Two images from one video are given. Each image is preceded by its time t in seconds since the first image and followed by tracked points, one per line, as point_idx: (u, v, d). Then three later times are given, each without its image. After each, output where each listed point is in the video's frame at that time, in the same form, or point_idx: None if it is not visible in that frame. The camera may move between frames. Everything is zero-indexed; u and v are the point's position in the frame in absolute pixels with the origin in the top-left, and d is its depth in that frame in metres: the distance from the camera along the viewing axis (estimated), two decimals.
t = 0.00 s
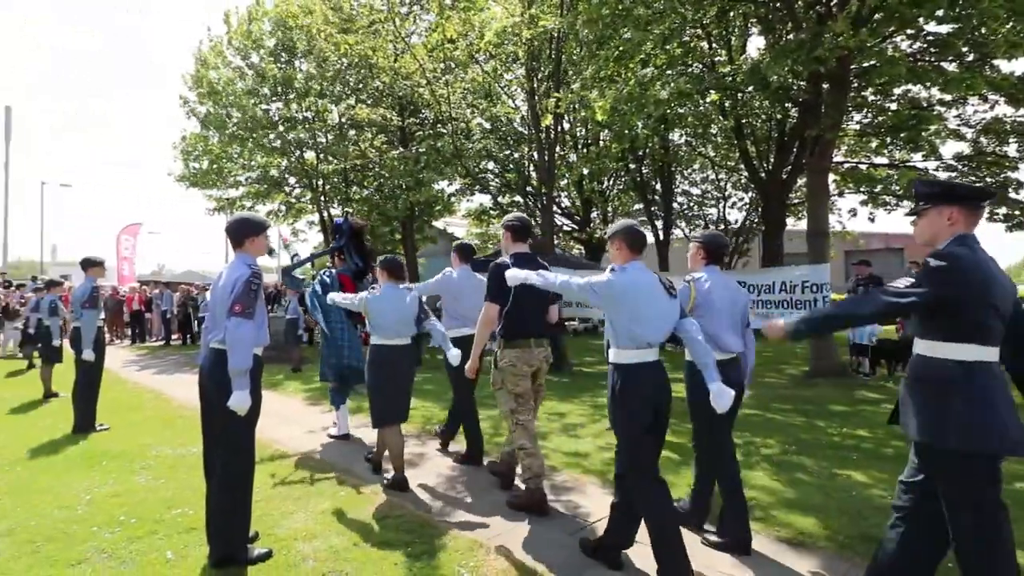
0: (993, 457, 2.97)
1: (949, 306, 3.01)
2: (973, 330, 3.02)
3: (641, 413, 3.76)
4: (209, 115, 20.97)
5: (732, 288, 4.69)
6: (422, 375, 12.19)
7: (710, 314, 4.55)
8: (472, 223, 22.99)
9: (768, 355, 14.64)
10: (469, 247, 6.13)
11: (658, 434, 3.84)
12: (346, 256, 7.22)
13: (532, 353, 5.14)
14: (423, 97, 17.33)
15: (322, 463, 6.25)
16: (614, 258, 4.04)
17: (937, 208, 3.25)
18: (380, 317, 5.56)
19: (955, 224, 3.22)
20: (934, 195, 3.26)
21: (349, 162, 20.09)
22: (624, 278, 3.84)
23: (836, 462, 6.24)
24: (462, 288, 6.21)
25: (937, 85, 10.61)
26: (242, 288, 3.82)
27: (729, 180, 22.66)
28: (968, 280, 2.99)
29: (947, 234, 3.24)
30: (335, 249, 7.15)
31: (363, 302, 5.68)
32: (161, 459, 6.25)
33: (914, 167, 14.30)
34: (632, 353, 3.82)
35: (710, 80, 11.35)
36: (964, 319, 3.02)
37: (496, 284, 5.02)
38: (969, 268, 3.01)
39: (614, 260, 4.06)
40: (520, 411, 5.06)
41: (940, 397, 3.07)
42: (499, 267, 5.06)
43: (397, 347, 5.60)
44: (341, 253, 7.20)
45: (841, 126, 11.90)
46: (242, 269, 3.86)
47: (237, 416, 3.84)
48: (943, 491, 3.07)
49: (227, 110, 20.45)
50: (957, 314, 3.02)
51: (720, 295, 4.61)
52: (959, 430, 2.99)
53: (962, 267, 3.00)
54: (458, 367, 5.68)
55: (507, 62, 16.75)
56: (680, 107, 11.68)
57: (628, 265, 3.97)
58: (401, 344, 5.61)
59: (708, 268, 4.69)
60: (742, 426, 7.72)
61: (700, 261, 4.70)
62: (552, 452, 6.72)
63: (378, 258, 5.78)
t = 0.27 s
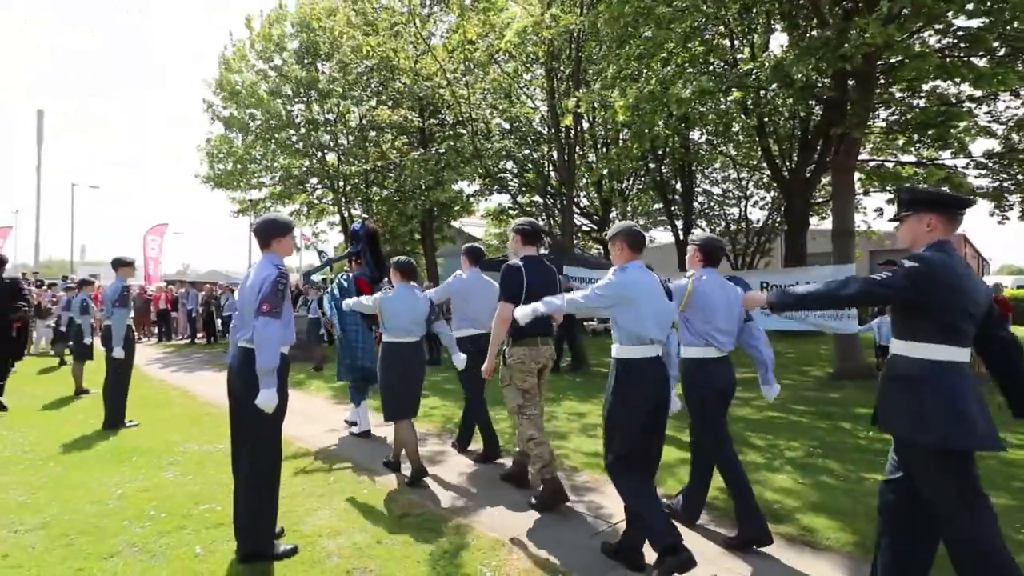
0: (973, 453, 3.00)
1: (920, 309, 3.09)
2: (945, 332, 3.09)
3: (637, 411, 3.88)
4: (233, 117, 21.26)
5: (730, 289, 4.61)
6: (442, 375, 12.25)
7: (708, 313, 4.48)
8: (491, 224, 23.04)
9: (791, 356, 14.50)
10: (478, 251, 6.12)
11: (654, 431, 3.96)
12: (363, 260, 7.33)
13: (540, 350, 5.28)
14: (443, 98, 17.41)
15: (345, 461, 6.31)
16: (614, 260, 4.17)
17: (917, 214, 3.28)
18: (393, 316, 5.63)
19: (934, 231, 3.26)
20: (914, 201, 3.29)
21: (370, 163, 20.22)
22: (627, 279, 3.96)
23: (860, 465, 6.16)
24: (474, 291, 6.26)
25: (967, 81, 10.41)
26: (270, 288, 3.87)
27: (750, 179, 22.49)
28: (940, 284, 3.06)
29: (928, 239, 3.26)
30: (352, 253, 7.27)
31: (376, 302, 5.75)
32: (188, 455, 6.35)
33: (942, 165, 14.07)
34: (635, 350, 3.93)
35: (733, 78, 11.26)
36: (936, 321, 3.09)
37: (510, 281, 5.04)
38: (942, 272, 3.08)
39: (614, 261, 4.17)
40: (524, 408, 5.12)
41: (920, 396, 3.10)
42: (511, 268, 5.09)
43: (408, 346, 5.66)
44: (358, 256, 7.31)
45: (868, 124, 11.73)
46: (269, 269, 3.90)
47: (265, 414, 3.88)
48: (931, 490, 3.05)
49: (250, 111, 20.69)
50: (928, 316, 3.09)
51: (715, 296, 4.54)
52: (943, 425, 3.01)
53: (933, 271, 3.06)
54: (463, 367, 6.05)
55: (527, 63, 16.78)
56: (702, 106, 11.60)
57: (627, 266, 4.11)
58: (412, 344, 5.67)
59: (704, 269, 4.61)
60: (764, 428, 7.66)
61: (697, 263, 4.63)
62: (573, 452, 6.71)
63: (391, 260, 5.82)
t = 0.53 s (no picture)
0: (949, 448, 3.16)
1: (920, 315, 3.15)
2: (938, 333, 3.20)
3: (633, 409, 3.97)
4: (244, 119, 21.38)
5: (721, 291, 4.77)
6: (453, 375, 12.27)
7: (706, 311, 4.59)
8: (501, 224, 23.03)
9: (803, 356, 14.42)
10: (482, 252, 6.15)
11: (645, 435, 4.09)
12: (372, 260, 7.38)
13: (542, 350, 5.50)
14: (453, 98, 17.43)
15: (359, 461, 6.33)
16: (617, 260, 4.22)
17: (896, 215, 3.38)
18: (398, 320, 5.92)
19: (914, 230, 3.36)
20: (893, 202, 3.39)
21: (380, 164, 20.27)
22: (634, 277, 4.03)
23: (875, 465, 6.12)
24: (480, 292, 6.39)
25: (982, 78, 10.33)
26: (285, 290, 3.89)
27: (761, 177, 22.38)
28: (926, 286, 3.13)
29: (907, 240, 3.37)
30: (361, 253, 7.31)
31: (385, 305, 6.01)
32: (203, 455, 6.39)
33: (956, 162, 13.95)
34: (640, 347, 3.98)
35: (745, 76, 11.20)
36: (933, 322, 3.18)
37: (517, 281, 5.36)
38: (929, 274, 3.17)
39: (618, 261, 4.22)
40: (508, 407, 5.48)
41: (912, 396, 3.18)
42: (518, 268, 5.41)
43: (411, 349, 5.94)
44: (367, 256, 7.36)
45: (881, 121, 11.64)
46: (285, 271, 3.92)
47: (281, 415, 3.91)
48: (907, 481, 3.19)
49: (260, 114, 20.79)
50: (927, 319, 3.17)
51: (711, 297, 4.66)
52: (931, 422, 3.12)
53: (926, 276, 3.15)
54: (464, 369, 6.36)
55: (536, 62, 16.79)
56: (713, 105, 11.57)
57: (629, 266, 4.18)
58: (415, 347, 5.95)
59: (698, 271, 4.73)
60: (778, 428, 7.62)
61: (691, 264, 4.75)
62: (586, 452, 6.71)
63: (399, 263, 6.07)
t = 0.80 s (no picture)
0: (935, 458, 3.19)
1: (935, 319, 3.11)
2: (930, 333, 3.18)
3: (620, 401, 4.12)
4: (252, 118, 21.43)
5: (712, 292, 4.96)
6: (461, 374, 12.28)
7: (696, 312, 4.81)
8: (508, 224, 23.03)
9: (812, 357, 14.37)
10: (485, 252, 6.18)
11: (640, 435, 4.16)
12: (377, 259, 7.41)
13: (540, 347, 5.51)
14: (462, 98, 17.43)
15: (370, 460, 6.34)
16: (610, 263, 4.41)
17: (875, 219, 3.43)
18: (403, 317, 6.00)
19: (893, 232, 3.39)
20: (874, 206, 3.42)
21: (388, 163, 20.30)
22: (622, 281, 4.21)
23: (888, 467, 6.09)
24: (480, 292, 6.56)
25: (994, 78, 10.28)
26: (300, 288, 3.90)
27: (769, 177, 22.31)
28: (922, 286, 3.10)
29: (889, 242, 3.41)
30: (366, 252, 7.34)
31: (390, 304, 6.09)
32: (215, 453, 6.41)
33: (967, 163, 13.87)
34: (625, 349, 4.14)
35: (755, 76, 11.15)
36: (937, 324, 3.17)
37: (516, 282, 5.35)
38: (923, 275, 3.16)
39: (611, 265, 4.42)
40: (507, 399, 5.52)
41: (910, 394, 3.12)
42: (518, 268, 5.39)
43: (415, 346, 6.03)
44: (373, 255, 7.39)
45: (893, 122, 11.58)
46: (300, 270, 3.93)
47: (295, 412, 3.92)
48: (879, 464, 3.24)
49: (267, 113, 20.83)
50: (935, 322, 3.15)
51: (703, 298, 4.86)
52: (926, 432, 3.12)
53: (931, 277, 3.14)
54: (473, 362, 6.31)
55: (545, 62, 16.79)
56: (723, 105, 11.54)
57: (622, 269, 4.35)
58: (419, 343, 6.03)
59: (688, 271, 4.91)
60: (788, 430, 7.59)
61: (682, 265, 4.95)
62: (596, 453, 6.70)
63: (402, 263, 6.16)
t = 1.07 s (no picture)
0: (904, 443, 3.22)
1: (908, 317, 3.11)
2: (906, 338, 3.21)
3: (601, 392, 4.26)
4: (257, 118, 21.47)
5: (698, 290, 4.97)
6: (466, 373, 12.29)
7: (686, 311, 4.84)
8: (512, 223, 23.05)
9: (818, 356, 14.34)
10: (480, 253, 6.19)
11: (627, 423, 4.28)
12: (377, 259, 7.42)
13: (527, 347, 5.55)
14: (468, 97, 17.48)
15: (380, 459, 6.34)
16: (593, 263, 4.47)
17: (849, 223, 3.41)
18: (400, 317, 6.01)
19: (864, 236, 3.40)
20: (848, 211, 3.40)
21: (394, 163, 20.37)
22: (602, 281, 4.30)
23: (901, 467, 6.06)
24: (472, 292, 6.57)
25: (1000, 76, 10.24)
26: (313, 287, 3.90)
27: (775, 176, 22.29)
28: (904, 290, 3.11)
29: (861, 246, 3.39)
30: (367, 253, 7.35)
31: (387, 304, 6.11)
32: (225, 452, 6.42)
33: (974, 162, 13.83)
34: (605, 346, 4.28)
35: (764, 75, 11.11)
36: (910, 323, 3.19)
37: (503, 285, 5.42)
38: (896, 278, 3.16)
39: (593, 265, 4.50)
40: (499, 398, 5.61)
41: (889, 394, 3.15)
42: (506, 271, 5.46)
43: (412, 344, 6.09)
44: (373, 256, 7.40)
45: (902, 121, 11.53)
46: (313, 268, 3.93)
47: (308, 411, 3.92)
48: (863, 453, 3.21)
49: (272, 112, 20.89)
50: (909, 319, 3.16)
51: (686, 296, 4.86)
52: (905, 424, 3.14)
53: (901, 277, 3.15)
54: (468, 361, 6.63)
55: (551, 61, 16.78)
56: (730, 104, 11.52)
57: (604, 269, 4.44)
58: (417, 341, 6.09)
59: (674, 270, 4.92)
60: (797, 429, 7.56)
61: (667, 264, 4.96)
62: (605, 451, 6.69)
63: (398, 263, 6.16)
